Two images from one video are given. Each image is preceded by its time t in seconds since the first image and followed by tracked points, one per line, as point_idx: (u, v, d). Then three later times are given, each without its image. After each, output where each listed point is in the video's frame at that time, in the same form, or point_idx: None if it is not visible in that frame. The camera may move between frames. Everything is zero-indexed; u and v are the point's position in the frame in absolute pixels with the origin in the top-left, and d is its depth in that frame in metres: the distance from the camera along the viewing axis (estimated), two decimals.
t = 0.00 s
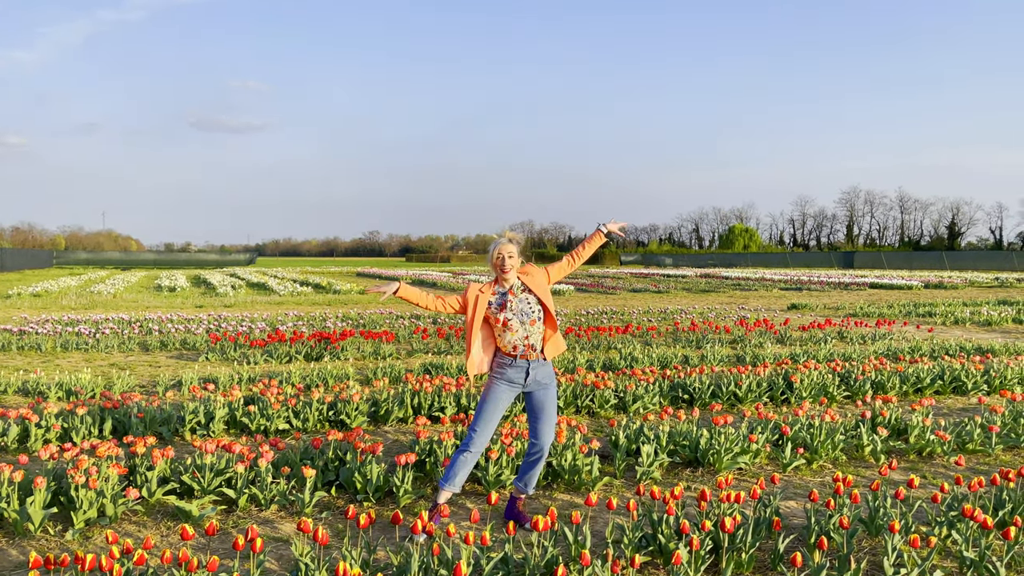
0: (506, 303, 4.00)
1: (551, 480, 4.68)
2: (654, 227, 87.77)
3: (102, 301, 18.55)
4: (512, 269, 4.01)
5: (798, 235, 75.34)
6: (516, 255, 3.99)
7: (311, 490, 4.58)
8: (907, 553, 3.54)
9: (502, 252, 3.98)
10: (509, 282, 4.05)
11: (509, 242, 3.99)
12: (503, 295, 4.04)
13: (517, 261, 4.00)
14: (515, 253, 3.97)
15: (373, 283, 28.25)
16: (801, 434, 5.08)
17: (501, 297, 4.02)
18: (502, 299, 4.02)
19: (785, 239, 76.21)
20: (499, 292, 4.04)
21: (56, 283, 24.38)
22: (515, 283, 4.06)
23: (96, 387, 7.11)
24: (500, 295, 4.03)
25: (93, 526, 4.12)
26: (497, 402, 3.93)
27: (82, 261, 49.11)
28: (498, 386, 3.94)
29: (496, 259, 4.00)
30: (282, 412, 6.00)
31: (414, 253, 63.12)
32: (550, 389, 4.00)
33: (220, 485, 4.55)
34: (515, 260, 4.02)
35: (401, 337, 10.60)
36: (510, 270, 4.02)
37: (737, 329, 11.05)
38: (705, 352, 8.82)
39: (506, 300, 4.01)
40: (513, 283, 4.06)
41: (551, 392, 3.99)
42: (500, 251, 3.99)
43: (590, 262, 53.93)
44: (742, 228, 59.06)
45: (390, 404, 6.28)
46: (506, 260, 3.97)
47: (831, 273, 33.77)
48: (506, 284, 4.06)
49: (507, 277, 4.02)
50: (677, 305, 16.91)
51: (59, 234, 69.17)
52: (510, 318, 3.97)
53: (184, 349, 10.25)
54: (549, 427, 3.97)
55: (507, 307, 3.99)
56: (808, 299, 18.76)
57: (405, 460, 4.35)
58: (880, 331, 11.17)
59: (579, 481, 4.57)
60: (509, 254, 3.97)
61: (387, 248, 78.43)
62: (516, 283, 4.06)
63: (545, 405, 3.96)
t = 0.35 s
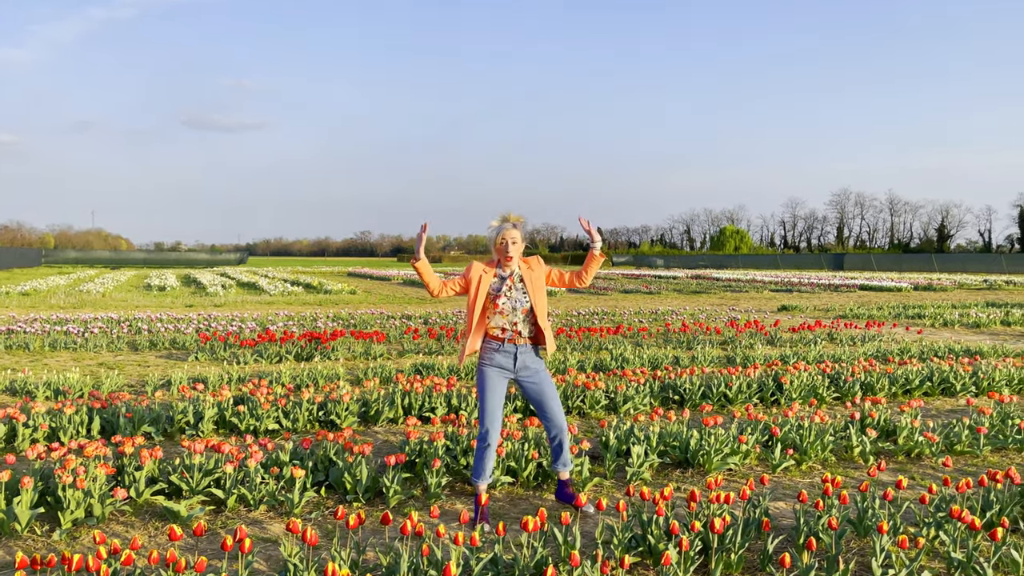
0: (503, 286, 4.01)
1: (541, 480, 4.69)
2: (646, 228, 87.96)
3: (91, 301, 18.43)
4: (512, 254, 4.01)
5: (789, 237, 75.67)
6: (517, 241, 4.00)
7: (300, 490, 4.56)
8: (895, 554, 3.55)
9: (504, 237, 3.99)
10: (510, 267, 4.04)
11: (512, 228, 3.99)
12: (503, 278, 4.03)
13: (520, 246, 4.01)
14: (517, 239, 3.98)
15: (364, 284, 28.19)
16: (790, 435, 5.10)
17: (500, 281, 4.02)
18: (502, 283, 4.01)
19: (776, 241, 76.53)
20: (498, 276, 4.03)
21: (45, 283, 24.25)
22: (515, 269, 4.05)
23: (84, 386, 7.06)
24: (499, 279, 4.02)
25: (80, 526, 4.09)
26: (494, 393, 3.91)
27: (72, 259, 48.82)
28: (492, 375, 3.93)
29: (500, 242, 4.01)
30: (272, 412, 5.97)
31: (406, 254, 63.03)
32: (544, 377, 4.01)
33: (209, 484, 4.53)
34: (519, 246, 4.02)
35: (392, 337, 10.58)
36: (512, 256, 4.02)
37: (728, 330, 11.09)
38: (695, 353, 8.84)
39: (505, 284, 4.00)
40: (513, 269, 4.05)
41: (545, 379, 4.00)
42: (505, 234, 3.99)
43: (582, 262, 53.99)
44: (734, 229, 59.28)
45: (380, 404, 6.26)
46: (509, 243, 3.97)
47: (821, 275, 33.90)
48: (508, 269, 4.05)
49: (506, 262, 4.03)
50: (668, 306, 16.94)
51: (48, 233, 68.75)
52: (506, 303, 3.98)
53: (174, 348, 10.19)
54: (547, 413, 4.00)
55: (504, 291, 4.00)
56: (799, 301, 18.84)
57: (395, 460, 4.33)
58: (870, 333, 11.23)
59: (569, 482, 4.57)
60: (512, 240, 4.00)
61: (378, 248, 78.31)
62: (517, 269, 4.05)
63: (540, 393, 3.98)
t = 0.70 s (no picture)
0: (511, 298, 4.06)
1: (529, 481, 4.68)
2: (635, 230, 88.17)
3: (75, 300, 18.26)
4: (514, 270, 4.01)
5: (777, 239, 76.06)
6: (514, 258, 3.97)
7: (286, 490, 4.54)
8: (879, 554, 3.57)
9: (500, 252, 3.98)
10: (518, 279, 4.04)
11: (505, 245, 3.96)
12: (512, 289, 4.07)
13: (514, 259, 3.96)
14: (510, 254, 3.94)
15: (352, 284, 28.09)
16: (777, 436, 5.11)
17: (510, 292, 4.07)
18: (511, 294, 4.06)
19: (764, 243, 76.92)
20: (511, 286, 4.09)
21: (30, 282, 24.01)
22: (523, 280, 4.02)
23: (68, 386, 7.00)
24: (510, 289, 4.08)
25: (64, 527, 4.05)
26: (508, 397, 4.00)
27: (57, 258, 48.41)
28: (513, 388, 3.99)
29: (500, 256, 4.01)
30: (258, 412, 5.93)
31: (395, 254, 62.87)
32: (562, 381, 4.09)
33: (194, 485, 4.49)
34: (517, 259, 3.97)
35: (380, 337, 10.55)
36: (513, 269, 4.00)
37: (715, 331, 11.12)
38: (683, 354, 8.86)
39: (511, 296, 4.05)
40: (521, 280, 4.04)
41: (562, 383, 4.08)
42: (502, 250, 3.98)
43: (570, 264, 54.04)
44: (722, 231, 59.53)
45: (367, 405, 6.24)
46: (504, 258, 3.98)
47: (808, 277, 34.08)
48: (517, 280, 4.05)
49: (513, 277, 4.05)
50: (656, 307, 16.98)
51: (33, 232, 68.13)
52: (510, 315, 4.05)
53: (160, 348, 10.12)
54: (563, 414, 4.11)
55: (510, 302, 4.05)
56: (786, 303, 18.93)
57: (382, 460, 4.31)
58: (856, 335, 11.29)
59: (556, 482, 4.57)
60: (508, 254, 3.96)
61: (367, 248, 78.10)
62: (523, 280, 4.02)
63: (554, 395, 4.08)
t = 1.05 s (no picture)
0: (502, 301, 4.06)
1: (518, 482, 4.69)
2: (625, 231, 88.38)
3: (61, 300, 18.13)
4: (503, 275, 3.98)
5: (765, 241, 76.42)
6: (504, 263, 3.93)
7: (274, 492, 4.51)
8: (866, 555, 3.59)
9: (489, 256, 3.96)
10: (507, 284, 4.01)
11: (496, 250, 3.91)
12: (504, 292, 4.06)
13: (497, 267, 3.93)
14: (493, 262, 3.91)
15: (341, 284, 28.01)
16: (765, 438, 5.13)
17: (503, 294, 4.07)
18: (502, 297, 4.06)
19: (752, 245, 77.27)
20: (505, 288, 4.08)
21: (14, 280, 23.76)
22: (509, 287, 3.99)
23: (54, 386, 6.94)
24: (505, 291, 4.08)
25: (49, 528, 4.01)
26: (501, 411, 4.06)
27: (44, 258, 48.04)
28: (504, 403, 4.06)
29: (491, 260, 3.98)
30: (246, 413, 5.90)
31: (385, 254, 62.72)
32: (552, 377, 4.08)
33: (181, 486, 4.46)
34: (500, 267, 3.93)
35: (369, 338, 10.52)
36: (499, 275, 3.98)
37: (704, 333, 11.15)
38: (672, 355, 8.88)
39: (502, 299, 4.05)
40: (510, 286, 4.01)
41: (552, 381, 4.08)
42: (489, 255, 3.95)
43: (560, 265, 54.12)
44: (712, 233, 59.77)
45: (355, 406, 6.22)
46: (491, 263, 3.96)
47: (796, 279, 34.26)
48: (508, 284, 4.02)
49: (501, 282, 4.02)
50: (645, 309, 17.03)
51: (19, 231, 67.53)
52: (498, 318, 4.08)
53: (147, 348, 10.05)
54: (557, 425, 4.11)
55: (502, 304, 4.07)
56: (775, 305, 19.01)
57: (370, 462, 4.29)
58: (843, 337, 11.37)
59: (545, 483, 4.57)
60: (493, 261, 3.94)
61: (357, 249, 77.88)
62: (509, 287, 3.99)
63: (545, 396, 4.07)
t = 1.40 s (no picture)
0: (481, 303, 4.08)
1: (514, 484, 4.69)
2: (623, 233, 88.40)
3: (58, 300, 18.10)
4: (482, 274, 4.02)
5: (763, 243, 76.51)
6: (480, 262, 3.98)
7: (271, 492, 4.51)
8: (862, 557, 3.59)
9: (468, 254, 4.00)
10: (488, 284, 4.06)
11: (471, 249, 3.97)
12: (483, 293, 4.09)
13: (480, 264, 3.97)
14: (478, 258, 3.96)
15: (339, 284, 28.00)
16: (761, 439, 5.13)
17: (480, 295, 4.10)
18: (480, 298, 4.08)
19: (750, 246, 77.34)
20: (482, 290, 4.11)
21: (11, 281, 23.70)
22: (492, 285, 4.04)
23: (51, 387, 6.93)
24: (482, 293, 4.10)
25: (46, 529, 4.00)
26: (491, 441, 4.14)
27: (41, 258, 47.96)
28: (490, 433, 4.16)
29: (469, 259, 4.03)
30: (243, 413, 5.88)
31: (382, 255, 62.69)
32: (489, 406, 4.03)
33: (178, 486, 4.45)
34: (483, 264, 3.99)
35: (367, 339, 10.51)
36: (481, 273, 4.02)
37: (702, 334, 11.15)
38: (669, 357, 8.89)
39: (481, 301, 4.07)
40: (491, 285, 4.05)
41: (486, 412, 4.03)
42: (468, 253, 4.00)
43: (558, 267, 54.16)
44: (709, 234, 59.82)
45: (352, 407, 6.22)
46: (471, 261, 4.00)
47: (793, 281, 34.29)
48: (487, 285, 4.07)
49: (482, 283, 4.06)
50: (642, 310, 17.05)
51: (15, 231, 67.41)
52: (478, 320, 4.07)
53: (144, 349, 10.03)
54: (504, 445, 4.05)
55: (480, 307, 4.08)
56: (772, 306, 19.03)
57: (367, 462, 4.29)
58: (840, 339, 11.38)
59: (543, 485, 4.57)
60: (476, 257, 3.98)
61: (354, 250, 77.83)
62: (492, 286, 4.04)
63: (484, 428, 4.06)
